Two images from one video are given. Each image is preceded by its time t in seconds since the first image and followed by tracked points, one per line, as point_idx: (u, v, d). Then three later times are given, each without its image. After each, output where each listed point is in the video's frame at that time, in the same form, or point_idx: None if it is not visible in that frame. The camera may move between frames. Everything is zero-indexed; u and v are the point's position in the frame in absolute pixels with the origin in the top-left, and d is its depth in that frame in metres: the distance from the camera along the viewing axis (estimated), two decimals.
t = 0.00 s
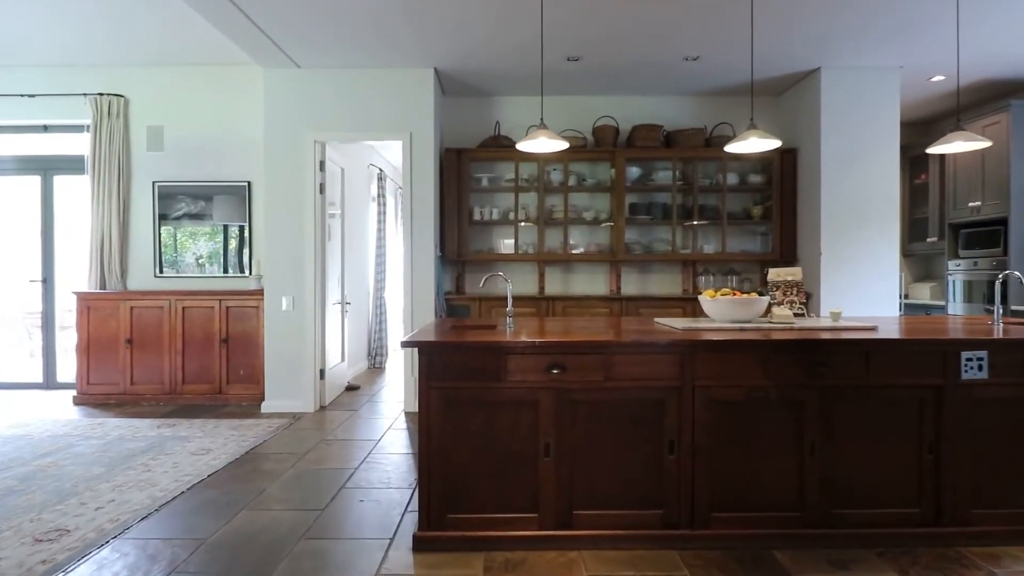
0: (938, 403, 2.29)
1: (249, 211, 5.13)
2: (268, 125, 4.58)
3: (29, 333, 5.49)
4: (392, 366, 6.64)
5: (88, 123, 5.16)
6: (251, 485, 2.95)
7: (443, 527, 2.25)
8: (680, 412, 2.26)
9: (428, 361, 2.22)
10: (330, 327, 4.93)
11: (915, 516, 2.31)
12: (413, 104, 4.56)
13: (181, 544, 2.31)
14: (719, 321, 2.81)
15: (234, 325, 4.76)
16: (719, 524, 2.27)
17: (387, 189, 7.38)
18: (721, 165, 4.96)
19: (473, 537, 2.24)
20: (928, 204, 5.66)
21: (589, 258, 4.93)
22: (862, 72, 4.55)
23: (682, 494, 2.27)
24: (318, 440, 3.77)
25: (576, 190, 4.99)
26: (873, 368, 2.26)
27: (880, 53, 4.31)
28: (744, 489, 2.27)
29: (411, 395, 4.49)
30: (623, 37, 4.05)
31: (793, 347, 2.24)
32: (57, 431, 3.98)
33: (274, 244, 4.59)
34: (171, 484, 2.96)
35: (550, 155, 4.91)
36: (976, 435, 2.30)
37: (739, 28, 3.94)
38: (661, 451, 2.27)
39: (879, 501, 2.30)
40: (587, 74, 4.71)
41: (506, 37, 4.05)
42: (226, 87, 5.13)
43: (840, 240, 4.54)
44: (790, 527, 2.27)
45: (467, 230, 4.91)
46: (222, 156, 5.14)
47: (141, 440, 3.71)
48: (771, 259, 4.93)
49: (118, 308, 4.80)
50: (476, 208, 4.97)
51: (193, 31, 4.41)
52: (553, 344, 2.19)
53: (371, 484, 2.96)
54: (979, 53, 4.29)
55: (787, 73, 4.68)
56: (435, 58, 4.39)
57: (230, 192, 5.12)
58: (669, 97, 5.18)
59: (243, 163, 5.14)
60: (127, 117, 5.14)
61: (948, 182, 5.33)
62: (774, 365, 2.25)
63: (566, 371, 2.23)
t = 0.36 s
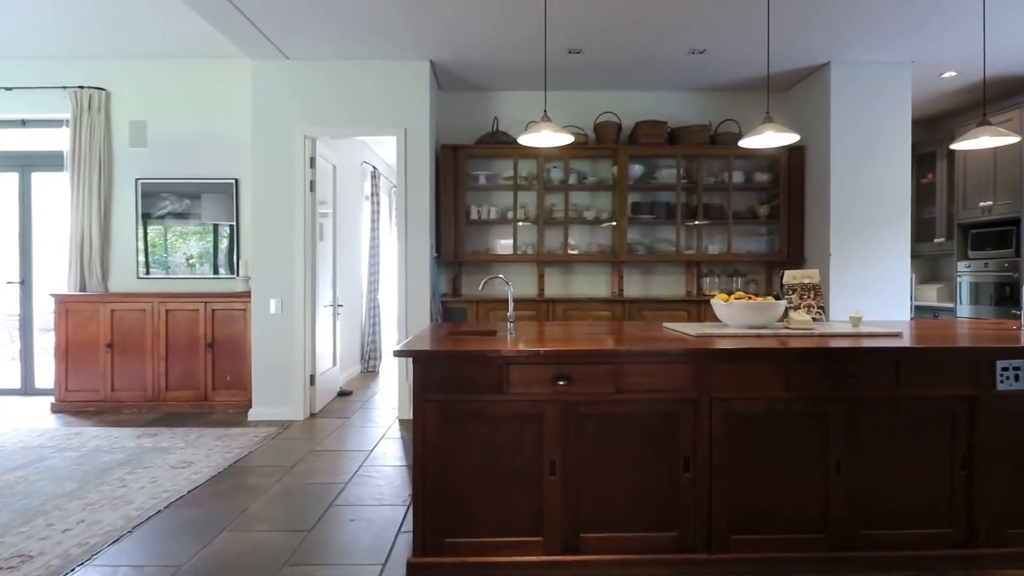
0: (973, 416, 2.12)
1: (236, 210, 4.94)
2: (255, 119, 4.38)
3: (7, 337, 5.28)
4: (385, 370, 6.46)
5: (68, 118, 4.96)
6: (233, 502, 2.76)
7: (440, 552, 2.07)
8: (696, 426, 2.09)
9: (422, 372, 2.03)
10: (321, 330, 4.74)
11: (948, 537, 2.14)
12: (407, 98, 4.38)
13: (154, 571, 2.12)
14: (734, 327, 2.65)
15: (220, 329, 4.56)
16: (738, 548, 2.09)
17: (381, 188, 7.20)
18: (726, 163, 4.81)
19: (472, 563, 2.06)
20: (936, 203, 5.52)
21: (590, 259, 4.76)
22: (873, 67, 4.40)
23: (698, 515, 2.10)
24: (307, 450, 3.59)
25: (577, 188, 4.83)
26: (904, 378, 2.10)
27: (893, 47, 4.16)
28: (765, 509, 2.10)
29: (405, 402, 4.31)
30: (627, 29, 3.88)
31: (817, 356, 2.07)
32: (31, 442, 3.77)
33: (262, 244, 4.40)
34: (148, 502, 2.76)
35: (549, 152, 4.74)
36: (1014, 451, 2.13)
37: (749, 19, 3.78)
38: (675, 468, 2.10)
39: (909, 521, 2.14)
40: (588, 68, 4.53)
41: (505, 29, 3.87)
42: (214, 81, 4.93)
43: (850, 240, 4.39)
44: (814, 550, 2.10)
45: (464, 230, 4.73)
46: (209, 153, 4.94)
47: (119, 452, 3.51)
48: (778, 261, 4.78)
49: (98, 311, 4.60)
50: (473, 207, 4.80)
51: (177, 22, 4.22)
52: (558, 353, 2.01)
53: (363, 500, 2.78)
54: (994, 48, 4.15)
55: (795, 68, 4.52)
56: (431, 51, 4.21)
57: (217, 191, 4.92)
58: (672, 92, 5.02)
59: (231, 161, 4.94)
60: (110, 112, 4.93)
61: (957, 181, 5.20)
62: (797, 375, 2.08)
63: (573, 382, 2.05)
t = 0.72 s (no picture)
0: (979, 427, 2.03)
1: (202, 208, 4.67)
2: (220, 112, 4.13)
3: None
4: (360, 375, 6.23)
5: (18, 109, 4.63)
6: (193, 524, 2.54)
7: None
8: (694, 441, 1.95)
9: (399, 387, 1.86)
10: (292, 335, 4.51)
11: (954, 554, 2.05)
12: (383, 92, 4.18)
13: None
14: (729, 333, 2.53)
15: (183, 334, 4.31)
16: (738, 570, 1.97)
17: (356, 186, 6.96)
18: (711, 163, 4.73)
19: None
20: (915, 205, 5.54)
21: (573, 260, 4.63)
22: (858, 67, 4.35)
23: (697, 536, 1.96)
24: (276, 464, 3.37)
25: (560, 188, 4.69)
26: (910, 388, 2.00)
27: (879, 46, 4.11)
28: (766, 528, 1.98)
29: (381, 410, 4.11)
30: (613, 23, 3.75)
31: (821, 366, 1.96)
32: None
33: (228, 243, 4.15)
34: (98, 526, 2.52)
35: (531, 150, 4.59)
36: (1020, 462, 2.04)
37: (738, 15, 3.67)
38: (672, 486, 1.96)
39: (915, 537, 2.04)
40: (572, 63, 4.39)
41: (487, 20, 3.70)
42: (177, 72, 4.66)
43: (836, 241, 4.34)
44: (818, 570, 1.99)
45: (443, 230, 4.55)
46: (172, 148, 4.67)
47: (69, 468, 3.25)
48: (763, 262, 4.71)
49: (50, 315, 4.30)
50: (452, 206, 4.62)
51: (136, 7, 3.94)
52: (549, 364, 1.86)
53: (335, 520, 2.59)
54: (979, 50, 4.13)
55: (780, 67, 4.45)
56: (408, 42, 4.02)
57: (181, 188, 4.65)
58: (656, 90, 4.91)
59: (196, 156, 4.68)
60: (64, 103, 4.62)
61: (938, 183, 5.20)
62: (800, 386, 1.97)
63: (565, 396, 1.90)
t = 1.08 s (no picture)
0: (976, 431, 1.98)
1: (154, 203, 4.37)
2: (175, 100, 3.85)
3: None
4: (326, 379, 5.98)
5: None
6: (142, 549, 2.30)
7: None
8: (692, 451, 1.84)
9: (375, 398, 1.69)
10: (253, 338, 4.25)
11: (952, 561, 1.99)
12: (351, 82, 3.97)
13: None
14: (720, 335, 2.46)
15: (133, 338, 4.01)
16: None
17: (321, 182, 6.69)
18: (688, 162, 4.67)
19: None
20: (883, 206, 5.62)
21: (549, 259, 4.50)
22: (833, 67, 4.35)
23: (695, 551, 1.85)
24: (235, 478, 3.13)
25: (536, 185, 4.56)
26: (909, 392, 1.93)
27: (854, 46, 4.10)
28: (765, 540, 1.88)
29: (349, 417, 3.90)
30: (592, 15, 3.63)
31: (822, 370, 1.87)
32: None
33: (183, 241, 3.88)
34: (32, 554, 2.26)
35: (506, 145, 4.44)
36: (1016, 465, 2.00)
37: (718, 10, 3.60)
38: (668, 499, 1.85)
39: (913, 545, 1.97)
40: (549, 56, 4.26)
41: (462, 8, 3.53)
42: (126, 57, 4.34)
43: (812, 241, 4.33)
44: None
45: (414, 228, 4.36)
46: (121, 138, 4.35)
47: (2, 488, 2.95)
48: (739, 262, 4.67)
49: None
50: (423, 203, 4.43)
51: None
52: (540, 372, 1.72)
53: (302, 540, 2.39)
54: (950, 53, 4.16)
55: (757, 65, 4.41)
56: (378, 30, 3.81)
57: (131, 181, 4.34)
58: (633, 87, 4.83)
59: (148, 147, 4.37)
60: None
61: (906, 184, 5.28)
62: (800, 391, 1.87)
63: (555, 405, 1.76)
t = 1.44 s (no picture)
0: (962, 434, 1.95)
1: (91, 197, 4.02)
2: (113, 85, 3.53)
3: None
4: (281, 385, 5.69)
5: None
6: None
7: None
8: (684, 462, 1.74)
9: (342, 414, 1.51)
10: (202, 343, 3.96)
11: (939, 567, 1.95)
12: (310, 71, 3.73)
13: None
14: (702, 337, 2.38)
15: (67, 345, 3.67)
16: None
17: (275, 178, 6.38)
18: (657, 161, 4.62)
19: None
20: (842, 207, 5.73)
21: (518, 259, 4.37)
22: (799, 69, 4.38)
23: (686, 569, 1.75)
24: (182, 496, 2.88)
25: (503, 182, 4.42)
26: (899, 396, 1.88)
27: (821, 48, 4.13)
28: (759, 553, 1.80)
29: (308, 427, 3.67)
30: (564, 7, 3.52)
31: (814, 375, 1.80)
32: None
33: (123, 238, 3.57)
34: None
35: (473, 141, 4.29)
36: (999, 468, 1.98)
37: (692, 7, 3.54)
38: (659, 514, 1.74)
39: (902, 552, 1.93)
40: (518, 50, 4.12)
41: None
42: (58, 37, 3.97)
43: (779, 242, 4.34)
44: None
45: (377, 226, 4.16)
46: (53, 126, 3.98)
47: None
48: (707, 262, 4.65)
49: None
50: (387, 200, 4.23)
51: None
52: (525, 381, 1.58)
53: (257, 566, 2.18)
54: (910, 58, 4.24)
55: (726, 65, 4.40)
56: (339, 16, 3.60)
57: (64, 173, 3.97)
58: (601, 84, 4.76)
59: (83, 136, 4.02)
60: None
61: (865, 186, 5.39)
62: (793, 397, 1.80)
63: (541, 417, 1.62)
